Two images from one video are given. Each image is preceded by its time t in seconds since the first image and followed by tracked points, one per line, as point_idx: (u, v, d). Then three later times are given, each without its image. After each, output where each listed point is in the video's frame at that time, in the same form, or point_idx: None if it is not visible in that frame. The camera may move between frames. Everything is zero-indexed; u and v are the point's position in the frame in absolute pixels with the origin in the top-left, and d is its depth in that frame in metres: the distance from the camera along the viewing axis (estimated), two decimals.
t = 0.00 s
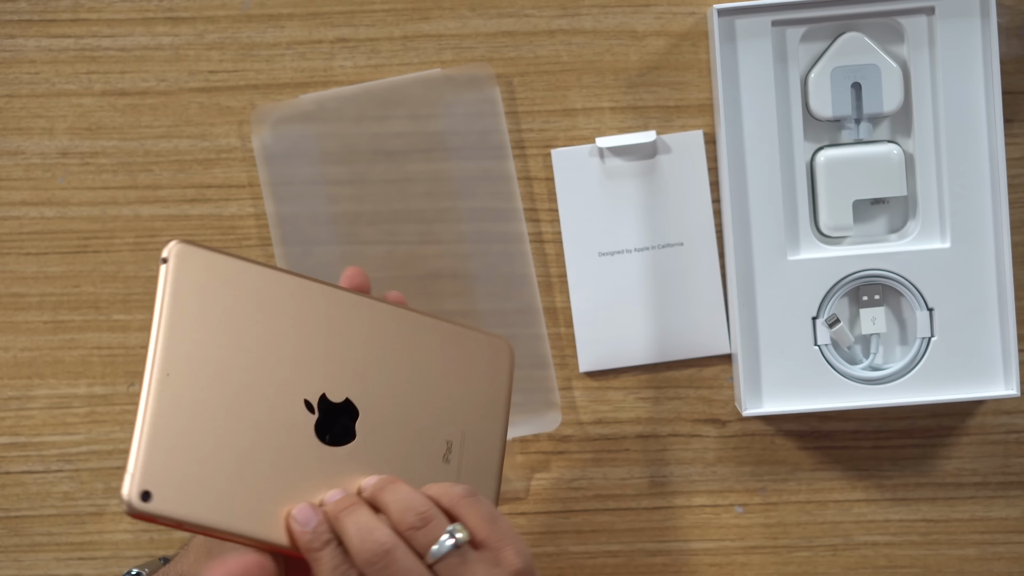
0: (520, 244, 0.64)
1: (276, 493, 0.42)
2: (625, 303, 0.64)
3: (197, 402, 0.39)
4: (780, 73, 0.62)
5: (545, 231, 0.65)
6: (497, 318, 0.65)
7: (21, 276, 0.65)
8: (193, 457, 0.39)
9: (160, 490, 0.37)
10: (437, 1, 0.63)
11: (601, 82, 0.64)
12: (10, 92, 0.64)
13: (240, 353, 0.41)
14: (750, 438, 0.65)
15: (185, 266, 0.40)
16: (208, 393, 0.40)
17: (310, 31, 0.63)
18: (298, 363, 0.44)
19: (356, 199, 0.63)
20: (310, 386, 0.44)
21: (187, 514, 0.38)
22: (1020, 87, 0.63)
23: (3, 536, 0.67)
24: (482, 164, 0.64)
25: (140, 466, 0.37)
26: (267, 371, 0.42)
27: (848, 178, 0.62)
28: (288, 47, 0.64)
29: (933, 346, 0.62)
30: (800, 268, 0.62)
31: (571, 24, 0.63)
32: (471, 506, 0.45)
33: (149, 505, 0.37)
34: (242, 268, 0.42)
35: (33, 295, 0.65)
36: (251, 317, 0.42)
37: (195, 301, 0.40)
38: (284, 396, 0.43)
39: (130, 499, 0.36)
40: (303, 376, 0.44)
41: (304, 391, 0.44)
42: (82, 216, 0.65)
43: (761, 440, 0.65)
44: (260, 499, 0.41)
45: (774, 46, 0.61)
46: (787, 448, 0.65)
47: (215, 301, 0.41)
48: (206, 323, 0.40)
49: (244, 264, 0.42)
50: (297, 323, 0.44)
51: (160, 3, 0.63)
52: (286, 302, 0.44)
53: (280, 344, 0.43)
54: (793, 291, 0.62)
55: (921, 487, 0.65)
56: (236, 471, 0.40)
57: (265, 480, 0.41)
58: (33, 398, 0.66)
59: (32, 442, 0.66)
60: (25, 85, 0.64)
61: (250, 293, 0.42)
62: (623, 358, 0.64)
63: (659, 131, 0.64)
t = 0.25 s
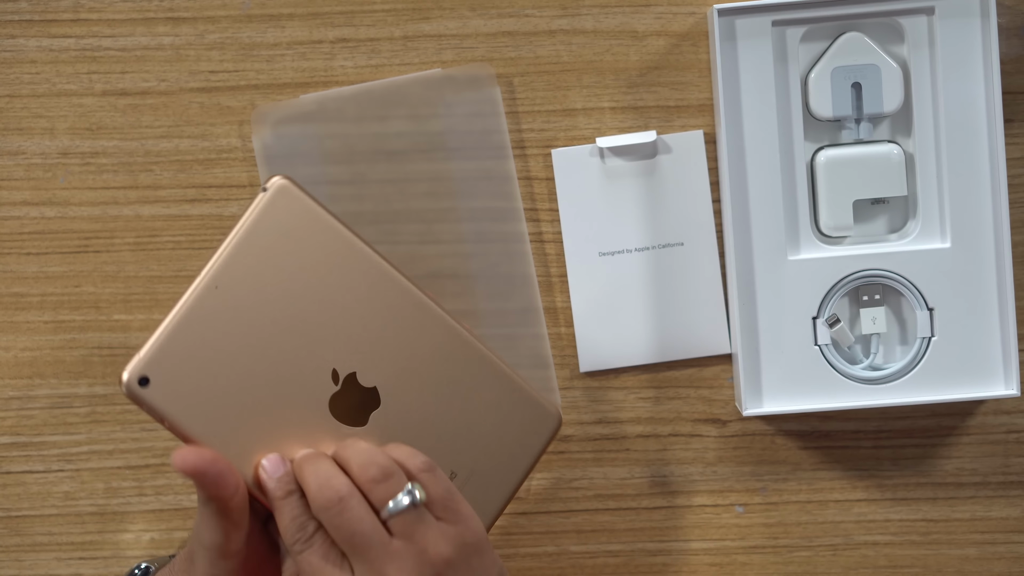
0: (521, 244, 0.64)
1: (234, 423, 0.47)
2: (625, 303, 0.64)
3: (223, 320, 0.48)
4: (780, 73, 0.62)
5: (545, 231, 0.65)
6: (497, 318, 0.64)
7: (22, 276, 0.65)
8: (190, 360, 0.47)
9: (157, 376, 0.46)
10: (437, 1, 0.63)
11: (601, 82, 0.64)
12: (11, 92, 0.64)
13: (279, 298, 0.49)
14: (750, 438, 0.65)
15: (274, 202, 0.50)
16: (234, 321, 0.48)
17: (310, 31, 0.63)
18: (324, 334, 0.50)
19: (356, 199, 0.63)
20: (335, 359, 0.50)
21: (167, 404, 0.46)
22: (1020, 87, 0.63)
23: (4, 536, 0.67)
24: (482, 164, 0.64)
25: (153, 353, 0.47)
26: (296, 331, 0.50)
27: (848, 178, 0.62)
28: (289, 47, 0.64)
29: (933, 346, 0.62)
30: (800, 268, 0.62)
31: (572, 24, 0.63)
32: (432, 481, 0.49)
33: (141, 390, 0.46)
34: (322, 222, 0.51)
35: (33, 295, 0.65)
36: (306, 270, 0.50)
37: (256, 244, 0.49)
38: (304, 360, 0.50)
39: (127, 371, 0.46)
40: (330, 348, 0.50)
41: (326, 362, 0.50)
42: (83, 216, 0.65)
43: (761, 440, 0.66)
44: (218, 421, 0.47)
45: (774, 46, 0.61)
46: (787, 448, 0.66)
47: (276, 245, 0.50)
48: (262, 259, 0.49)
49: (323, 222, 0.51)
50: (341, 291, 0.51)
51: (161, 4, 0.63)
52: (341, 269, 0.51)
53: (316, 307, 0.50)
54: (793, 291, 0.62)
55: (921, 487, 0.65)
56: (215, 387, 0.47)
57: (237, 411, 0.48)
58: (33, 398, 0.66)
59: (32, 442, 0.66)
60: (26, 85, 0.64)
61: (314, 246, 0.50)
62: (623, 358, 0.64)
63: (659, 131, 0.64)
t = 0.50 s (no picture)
0: (520, 244, 0.64)
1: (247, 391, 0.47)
2: (625, 303, 0.64)
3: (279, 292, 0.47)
4: (780, 73, 0.62)
5: (545, 231, 0.65)
6: (496, 319, 0.64)
7: (22, 276, 0.65)
8: (232, 318, 0.47)
9: (195, 319, 0.46)
10: (437, 2, 0.63)
11: (601, 83, 0.64)
12: (11, 92, 0.64)
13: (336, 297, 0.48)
14: (750, 437, 0.66)
15: (375, 209, 0.48)
16: (291, 305, 0.47)
17: (310, 32, 0.63)
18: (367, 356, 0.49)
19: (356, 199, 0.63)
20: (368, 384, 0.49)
21: (197, 355, 0.46)
22: (1019, 87, 0.63)
23: (4, 536, 0.67)
24: (482, 164, 0.64)
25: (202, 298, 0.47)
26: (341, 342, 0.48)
27: (848, 178, 0.62)
28: (289, 48, 0.64)
29: (933, 346, 0.62)
30: (800, 268, 0.62)
31: (571, 24, 0.63)
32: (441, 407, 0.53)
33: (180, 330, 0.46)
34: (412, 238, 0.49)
35: (33, 295, 0.65)
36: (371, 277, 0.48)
37: (363, 239, 0.48)
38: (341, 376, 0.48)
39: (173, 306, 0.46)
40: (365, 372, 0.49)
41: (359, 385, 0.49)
42: (83, 216, 0.65)
43: (761, 440, 0.66)
44: (232, 386, 0.47)
45: (774, 46, 0.61)
46: (787, 448, 0.66)
47: (359, 246, 0.48)
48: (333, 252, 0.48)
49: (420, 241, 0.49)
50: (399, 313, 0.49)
51: (160, 4, 0.63)
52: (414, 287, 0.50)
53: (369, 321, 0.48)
54: (793, 291, 0.62)
55: (920, 487, 0.66)
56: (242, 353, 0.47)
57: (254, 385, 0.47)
58: (33, 398, 0.66)
59: (32, 442, 0.66)
60: (25, 85, 0.64)
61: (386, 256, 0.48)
62: (623, 358, 0.65)
63: (659, 131, 0.64)
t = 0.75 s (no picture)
0: (520, 244, 0.64)
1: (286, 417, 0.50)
2: (626, 303, 0.64)
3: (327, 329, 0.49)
4: (780, 73, 0.62)
5: (545, 231, 0.65)
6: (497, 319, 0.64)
7: (21, 276, 0.65)
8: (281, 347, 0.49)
9: (244, 347, 0.48)
10: (437, 1, 0.63)
11: (601, 82, 0.64)
12: (10, 92, 0.64)
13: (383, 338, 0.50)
14: (751, 438, 0.65)
15: (430, 253, 0.49)
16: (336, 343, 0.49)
17: (310, 31, 0.63)
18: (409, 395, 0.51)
19: (356, 199, 0.63)
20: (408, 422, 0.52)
21: (242, 379, 0.49)
22: (1020, 87, 0.63)
23: (3, 536, 0.67)
24: (482, 164, 0.64)
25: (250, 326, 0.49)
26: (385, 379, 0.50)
27: (848, 178, 0.62)
28: (289, 47, 0.64)
29: (934, 346, 0.62)
30: (800, 268, 0.62)
31: (572, 24, 0.63)
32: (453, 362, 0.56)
33: (229, 356, 0.48)
34: (468, 287, 0.50)
35: (33, 295, 0.65)
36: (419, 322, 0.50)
37: (415, 282, 0.49)
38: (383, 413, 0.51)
39: (224, 333, 0.48)
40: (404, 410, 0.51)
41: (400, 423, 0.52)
42: (82, 215, 0.65)
43: (762, 440, 0.65)
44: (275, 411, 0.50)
45: (774, 46, 0.61)
46: (788, 448, 0.65)
47: (408, 288, 0.49)
48: (384, 295, 0.49)
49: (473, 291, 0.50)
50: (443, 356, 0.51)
51: (160, 3, 0.63)
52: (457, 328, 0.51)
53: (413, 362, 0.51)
54: (793, 291, 0.62)
55: (922, 488, 0.65)
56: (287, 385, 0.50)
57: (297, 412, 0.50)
58: (33, 398, 0.66)
59: (31, 442, 0.66)
60: (25, 85, 0.64)
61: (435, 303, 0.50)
62: (623, 358, 0.64)
63: (659, 131, 0.64)
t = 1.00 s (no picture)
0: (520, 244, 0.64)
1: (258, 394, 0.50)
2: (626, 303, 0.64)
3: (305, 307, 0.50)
4: (780, 73, 0.62)
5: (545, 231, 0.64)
6: (496, 318, 0.65)
7: (20, 276, 0.65)
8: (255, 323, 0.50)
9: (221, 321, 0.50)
10: (437, 1, 0.63)
11: (601, 82, 0.64)
12: (9, 92, 0.64)
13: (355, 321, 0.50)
14: (751, 438, 0.65)
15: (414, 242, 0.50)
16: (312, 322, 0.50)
17: (310, 31, 0.63)
18: (385, 379, 0.51)
19: (355, 199, 0.63)
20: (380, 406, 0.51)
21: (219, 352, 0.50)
22: (1021, 87, 0.63)
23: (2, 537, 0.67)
24: (482, 164, 0.64)
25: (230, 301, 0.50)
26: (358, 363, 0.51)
27: (848, 178, 0.62)
28: (288, 47, 0.63)
29: (934, 346, 0.62)
30: (800, 269, 0.62)
31: (572, 24, 0.63)
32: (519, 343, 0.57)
33: (205, 331, 0.50)
34: (441, 273, 0.50)
35: (32, 295, 0.65)
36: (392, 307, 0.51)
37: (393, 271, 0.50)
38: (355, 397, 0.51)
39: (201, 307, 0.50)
40: (377, 395, 0.51)
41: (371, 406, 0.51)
42: (81, 215, 0.64)
43: (762, 440, 0.65)
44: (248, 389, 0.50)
45: (774, 45, 0.61)
46: (788, 448, 0.65)
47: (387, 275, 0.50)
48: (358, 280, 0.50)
49: (447, 280, 0.50)
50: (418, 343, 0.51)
51: (159, 3, 0.63)
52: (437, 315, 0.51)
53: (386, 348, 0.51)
54: (793, 291, 0.62)
55: (922, 488, 0.65)
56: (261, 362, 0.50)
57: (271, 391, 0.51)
58: (32, 399, 0.66)
59: (30, 443, 0.66)
60: (24, 84, 0.64)
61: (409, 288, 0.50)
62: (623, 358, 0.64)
63: (659, 131, 0.64)
